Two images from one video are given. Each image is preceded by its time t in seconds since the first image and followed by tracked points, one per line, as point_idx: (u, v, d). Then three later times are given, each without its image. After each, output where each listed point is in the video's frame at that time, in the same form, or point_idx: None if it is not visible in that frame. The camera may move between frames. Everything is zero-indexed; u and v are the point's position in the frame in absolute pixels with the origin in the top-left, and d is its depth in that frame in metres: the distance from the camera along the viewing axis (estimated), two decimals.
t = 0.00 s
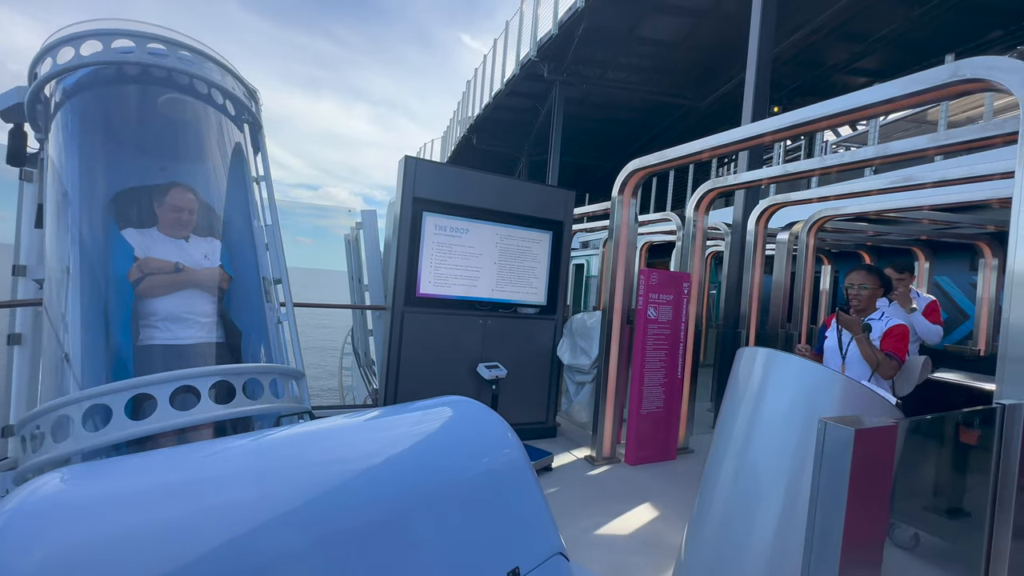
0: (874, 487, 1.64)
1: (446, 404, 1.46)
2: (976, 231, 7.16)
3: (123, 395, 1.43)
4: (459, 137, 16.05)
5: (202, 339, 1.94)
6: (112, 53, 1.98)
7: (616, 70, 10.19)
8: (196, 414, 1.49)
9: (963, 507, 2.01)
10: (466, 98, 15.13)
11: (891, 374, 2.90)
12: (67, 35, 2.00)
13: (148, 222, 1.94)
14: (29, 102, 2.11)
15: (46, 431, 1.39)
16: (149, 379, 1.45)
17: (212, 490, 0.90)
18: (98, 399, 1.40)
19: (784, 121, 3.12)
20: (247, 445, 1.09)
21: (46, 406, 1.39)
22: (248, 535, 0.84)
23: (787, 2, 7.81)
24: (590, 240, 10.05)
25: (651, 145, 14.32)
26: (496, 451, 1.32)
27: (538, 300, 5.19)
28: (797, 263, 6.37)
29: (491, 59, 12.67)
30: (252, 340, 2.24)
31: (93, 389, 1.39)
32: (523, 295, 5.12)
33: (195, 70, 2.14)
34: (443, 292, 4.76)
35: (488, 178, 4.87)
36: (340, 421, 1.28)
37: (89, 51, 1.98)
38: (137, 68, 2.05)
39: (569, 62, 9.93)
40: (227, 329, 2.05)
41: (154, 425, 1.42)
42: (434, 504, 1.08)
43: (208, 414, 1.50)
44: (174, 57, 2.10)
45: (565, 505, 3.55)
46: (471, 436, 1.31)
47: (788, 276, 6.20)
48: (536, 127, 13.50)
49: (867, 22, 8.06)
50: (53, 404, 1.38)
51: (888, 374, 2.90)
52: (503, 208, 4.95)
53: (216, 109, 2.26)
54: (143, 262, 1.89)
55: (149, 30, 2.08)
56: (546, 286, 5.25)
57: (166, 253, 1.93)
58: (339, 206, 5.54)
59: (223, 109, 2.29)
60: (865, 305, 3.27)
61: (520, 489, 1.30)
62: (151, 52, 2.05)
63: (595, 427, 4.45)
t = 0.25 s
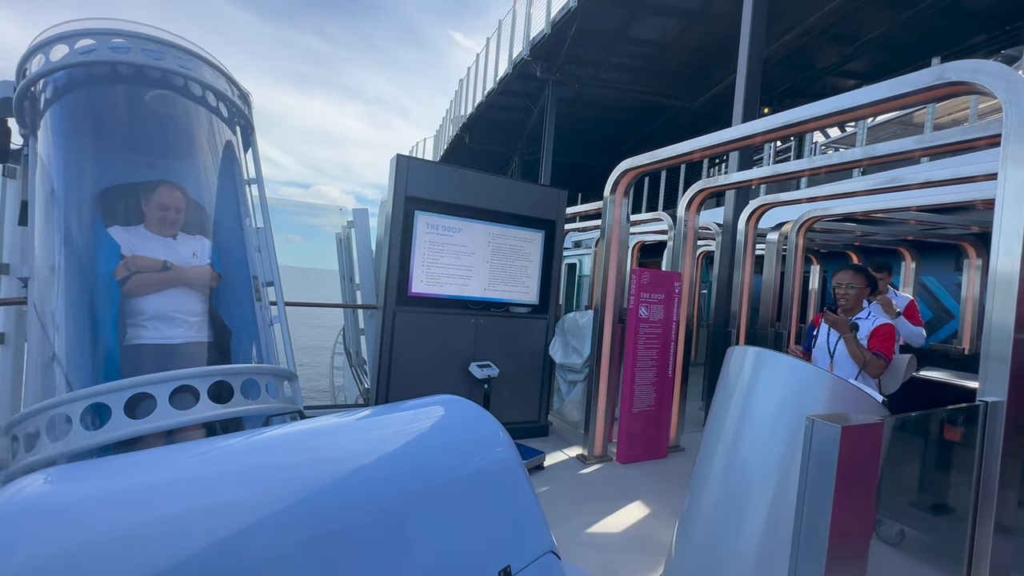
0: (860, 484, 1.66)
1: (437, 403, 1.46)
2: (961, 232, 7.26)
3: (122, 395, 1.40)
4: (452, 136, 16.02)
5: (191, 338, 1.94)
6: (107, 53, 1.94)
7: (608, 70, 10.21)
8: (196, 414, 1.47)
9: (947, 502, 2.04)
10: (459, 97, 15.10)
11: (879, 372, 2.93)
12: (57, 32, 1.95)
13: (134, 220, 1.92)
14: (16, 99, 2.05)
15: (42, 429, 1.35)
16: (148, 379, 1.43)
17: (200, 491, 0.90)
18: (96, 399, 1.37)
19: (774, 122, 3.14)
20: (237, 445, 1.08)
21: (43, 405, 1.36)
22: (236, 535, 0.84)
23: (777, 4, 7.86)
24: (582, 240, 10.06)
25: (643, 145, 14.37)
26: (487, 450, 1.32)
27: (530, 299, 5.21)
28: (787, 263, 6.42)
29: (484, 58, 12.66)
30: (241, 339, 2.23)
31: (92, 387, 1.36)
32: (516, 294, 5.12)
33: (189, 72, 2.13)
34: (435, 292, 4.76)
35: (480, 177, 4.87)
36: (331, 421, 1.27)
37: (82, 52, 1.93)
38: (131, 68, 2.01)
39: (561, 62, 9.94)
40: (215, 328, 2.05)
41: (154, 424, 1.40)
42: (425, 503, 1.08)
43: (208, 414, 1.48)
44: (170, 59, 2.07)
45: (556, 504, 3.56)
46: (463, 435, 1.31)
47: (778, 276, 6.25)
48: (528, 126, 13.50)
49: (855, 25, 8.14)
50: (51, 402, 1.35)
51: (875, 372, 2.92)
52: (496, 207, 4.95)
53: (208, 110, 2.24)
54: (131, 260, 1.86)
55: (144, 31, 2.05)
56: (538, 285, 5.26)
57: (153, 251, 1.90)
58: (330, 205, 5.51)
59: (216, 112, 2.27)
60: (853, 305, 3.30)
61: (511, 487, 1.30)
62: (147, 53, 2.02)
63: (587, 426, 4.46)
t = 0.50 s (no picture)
0: (851, 479, 1.67)
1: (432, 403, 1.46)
2: (951, 232, 7.33)
3: (128, 393, 1.38)
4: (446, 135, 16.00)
5: (184, 336, 1.95)
6: (107, 55, 1.91)
7: (603, 69, 10.21)
8: (201, 413, 1.46)
9: (936, 500, 2.05)
10: (453, 96, 15.08)
11: (869, 372, 2.95)
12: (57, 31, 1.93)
13: (122, 218, 1.90)
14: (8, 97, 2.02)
15: (42, 428, 1.31)
16: (156, 378, 1.41)
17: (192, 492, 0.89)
18: (100, 398, 1.34)
19: (766, 122, 3.15)
20: (229, 445, 1.07)
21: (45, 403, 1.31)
22: (230, 536, 0.83)
23: (770, 6, 7.90)
24: (576, 239, 10.08)
25: (637, 145, 14.41)
26: (482, 449, 1.32)
27: (525, 298, 5.22)
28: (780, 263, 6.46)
29: (479, 57, 12.65)
30: (236, 339, 2.24)
31: (94, 387, 1.33)
32: (510, 293, 5.13)
33: (189, 75, 2.11)
34: (430, 291, 4.75)
35: (474, 175, 4.87)
36: (325, 420, 1.27)
37: (82, 53, 1.89)
38: (130, 70, 2.00)
39: (556, 62, 9.94)
40: (208, 327, 2.06)
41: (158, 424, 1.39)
42: (418, 502, 1.08)
43: (212, 414, 1.48)
44: (171, 63, 2.06)
45: (550, 502, 3.57)
46: (458, 435, 1.31)
47: (771, 275, 6.29)
48: (523, 126, 13.51)
49: (847, 27, 8.20)
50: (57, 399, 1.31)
51: (866, 372, 2.95)
52: (490, 206, 4.95)
53: (203, 112, 2.23)
54: (119, 259, 1.85)
55: (142, 33, 2.03)
56: (533, 285, 5.27)
57: (143, 249, 1.89)
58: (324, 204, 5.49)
59: (212, 115, 2.27)
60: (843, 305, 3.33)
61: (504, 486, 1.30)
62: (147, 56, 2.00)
63: (581, 425, 4.47)
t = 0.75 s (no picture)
0: (844, 479, 1.68)
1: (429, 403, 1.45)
2: (944, 232, 7.37)
3: (137, 392, 1.39)
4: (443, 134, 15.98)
5: (179, 336, 1.95)
6: (113, 60, 1.84)
7: (599, 69, 10.22)
8: (209, 413, 1.48)
9: (929, 498, 2.06)
10: (450, 95, 15.08)
11: (862, 372, 2.97)
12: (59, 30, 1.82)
13: (116, 216, 1.90)
14: None
15: (48, 425, 1.29)
16: (164, 378, 1.42)
17: (187, 492, 0.89)
18: (109, 397, 1.35)
19: (762, 123, 3.15)
20: (223, 445, 1.07)
21: (52, 402, 1.30)
22: (225, 536, 0.83)
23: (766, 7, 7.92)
24: (573, 239, 10.09)
25: (633, 145, 14.43)
26: (478, 449, 1.32)
27: (521, 298, 5.23)
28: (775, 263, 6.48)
29: (475, 56, 12.64)
30: (231, 338, 2.23)
31: (105, 386, 1.33)
32: (507, 293, 5.14)
33: (191, 81, 2.07)
34: (426, 291, 4.75)
35: (470, 175, 4.86)
36: (321, 420, 1.27)
37: (87, 56, 1.81)
38: (133, 74, 1.94)
39: (553, 61, 9.95)
40: (202, 327, 2.06)
41: (164, 423, 1.39)
42: (414, 502, 1.08)
43: (220, 413, 1.49)
44: (172, 69, 2.01)
45: (546, 502, 3.58)
46: (454, 436, 1.30)
47: (766, 275, 6.32)
48: (520, 126, 13.51)
49: (841, 28, 8.23)
50: (66, 399, 1.30)
51: (860, 372, 2.97)
52: (487, 205, 4.94)
53: (200, 115, 2.20)
54: (114, 257, 1.84)
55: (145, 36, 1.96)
56: (529, 284, 5.28)
57: (137, 248, 1.89)
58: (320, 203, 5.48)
59: (210, 119, 2.24)
60: (837, 304, 3.34)
61: (501, 486, 1.30)
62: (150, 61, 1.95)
63: (577, 424, 4.47)
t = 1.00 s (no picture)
0: (840, 477, 1.68)
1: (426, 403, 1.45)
2: (940, 233, 7.39)
3: (147, 392, 1.41)
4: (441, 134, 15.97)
5: (181, 336, 1.94)
6: (121, 65, 1.88)
7: (597, 69, 10.22)
8: (218, 412, 1.50)
9: (924, 497, 2.07)
10: (447, 95, 15.07)
11: (859, 372, 2.97)
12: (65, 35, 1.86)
13: (116, 216, 1.88)
14: None
15: (59, 424, 1.31)
16: (173, 379, 1.43)
17: (185, 492, 0.89)
18: (122, 396, 1.36)
19: (759, 123, 3.15)
20: (220, 446, 1.07)
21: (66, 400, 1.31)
22: (222, 536, 0.83)
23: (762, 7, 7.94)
24: (570, 239, 10.10)
25: (631, 145, 14.43)
26: (475, 449, 1.32)
27: (518, 298, 5.23)
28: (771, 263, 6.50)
29: (473, 56, 12.64)
30: (229, 338, 2.23)
31: (118, 385, 1.35)
32: (504, 293, 5.14)
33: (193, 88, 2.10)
34: (423, 291, 4.74)
35: (467, 174, 4.86)
36: (317, 420, 1.27)
37: (86, 61, 1.84)
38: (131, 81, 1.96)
39: (550, 61, 9.95)
40: (201, 327, 2.04)
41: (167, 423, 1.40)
42: (411, 502, 1.08)
43: (229, 413, 1.52)
44: (170, 74, 2.02)
45: (544, 502, 3.58)
46: (451, 436, 1.30)
47: (762, 276, 6.33)
48: (517, 125, 13.51)
49: (838, 29, 8.25)
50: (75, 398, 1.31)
51: (857, 372, 2.97)
52: (484, 205, 4.94)
53: (196, 117, 2.18)
54: (119, 257, 1.84)
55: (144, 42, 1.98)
56: (526, 284, 5.28)
57: (139, 248, 1.88)
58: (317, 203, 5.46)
59: (206, 122, 2.23)
60: (833, 304, 3.35)
61: (498, 486, 1.30)
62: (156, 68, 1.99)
63: (574, 424, 4.47)
